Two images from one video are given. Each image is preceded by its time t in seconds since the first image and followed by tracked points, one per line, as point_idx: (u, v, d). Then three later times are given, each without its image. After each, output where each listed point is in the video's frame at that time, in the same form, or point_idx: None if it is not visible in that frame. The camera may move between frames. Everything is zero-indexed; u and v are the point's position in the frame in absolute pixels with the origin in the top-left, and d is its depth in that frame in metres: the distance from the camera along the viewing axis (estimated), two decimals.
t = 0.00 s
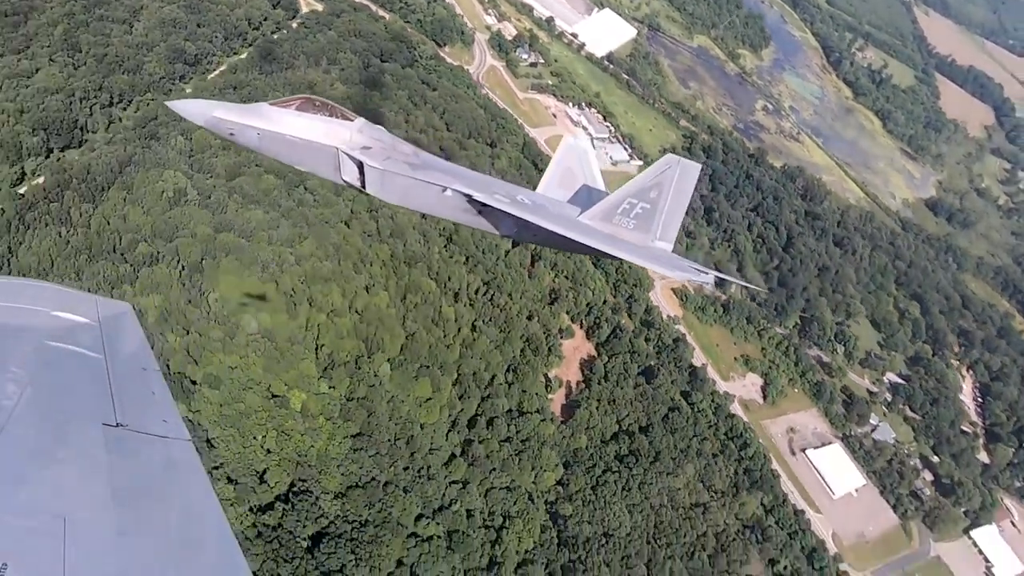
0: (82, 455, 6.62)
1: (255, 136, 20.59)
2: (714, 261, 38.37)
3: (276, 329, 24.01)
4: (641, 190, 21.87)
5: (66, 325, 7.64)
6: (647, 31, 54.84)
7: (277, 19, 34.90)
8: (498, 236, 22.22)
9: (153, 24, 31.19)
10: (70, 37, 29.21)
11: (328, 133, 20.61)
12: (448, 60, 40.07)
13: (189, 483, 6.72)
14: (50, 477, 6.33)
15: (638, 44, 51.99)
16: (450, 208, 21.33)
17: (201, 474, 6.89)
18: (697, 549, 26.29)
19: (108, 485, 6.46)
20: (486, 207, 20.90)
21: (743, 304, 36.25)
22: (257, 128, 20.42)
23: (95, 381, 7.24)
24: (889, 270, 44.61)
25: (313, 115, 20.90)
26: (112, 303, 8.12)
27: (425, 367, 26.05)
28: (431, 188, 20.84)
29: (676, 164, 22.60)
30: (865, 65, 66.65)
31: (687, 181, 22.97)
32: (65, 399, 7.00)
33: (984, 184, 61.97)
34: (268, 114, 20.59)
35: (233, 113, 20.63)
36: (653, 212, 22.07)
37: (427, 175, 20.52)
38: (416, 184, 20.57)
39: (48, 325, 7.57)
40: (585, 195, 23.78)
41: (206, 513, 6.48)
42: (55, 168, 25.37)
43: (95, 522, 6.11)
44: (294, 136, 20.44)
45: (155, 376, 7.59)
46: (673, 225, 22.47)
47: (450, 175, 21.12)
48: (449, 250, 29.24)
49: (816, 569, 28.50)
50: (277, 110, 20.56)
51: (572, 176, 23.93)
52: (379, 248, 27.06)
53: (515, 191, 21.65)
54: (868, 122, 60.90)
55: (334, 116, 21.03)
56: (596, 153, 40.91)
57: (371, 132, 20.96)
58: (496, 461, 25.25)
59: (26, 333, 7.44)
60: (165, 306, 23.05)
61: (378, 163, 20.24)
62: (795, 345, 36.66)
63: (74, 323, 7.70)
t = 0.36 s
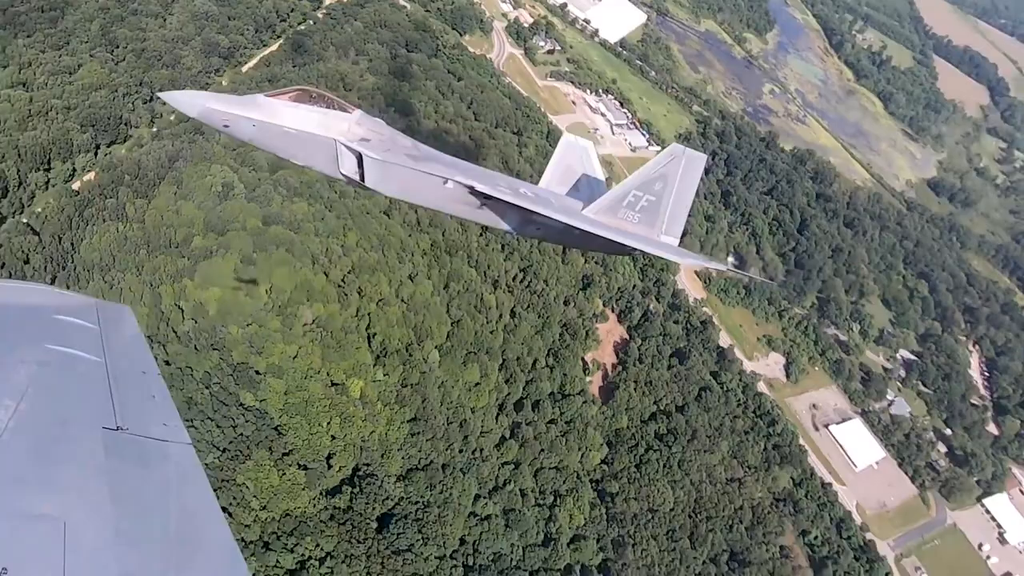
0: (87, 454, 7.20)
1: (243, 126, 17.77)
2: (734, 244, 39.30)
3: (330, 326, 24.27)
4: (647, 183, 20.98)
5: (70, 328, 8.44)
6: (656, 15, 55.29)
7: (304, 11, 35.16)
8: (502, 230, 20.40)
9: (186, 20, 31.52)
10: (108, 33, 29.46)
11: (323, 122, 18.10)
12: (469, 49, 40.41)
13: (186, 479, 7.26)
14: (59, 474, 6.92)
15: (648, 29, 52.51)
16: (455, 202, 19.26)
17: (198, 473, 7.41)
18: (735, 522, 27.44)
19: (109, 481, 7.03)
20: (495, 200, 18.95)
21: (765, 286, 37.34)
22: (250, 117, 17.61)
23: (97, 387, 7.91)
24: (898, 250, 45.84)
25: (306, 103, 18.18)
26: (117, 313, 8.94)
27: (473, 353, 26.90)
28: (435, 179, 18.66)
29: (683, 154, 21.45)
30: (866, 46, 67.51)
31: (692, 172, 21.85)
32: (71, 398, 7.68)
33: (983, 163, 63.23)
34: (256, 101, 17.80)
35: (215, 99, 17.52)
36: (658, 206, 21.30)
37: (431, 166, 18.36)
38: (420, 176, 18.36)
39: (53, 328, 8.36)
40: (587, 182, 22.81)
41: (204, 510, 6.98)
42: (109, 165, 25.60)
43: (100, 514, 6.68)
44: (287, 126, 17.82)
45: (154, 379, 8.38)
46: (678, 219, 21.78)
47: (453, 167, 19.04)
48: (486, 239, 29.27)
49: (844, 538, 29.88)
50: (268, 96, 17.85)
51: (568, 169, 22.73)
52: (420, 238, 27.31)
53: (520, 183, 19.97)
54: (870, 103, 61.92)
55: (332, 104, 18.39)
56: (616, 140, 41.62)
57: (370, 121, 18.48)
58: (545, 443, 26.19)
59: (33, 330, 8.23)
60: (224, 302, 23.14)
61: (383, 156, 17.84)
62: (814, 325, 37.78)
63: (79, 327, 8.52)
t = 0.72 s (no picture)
0: (78, 459, 6.14)
1: (240, 124, 17.66)
2: (754, 226, 40.40)
3: (387, 313, 25.55)
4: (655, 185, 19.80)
5: (66, 329, 7.19)
6: None
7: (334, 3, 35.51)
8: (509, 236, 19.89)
9: (222, 16, 31.87)
10: (149, 30, 29.75)
11: (321, 119, 17.90)
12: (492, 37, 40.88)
13: (192, 485, 6.40)
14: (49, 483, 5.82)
15: (658, 14, 53.16)
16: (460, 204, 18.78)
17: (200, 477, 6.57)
18: (774, 492, 28.76)
19: (106, 489, 6.00)
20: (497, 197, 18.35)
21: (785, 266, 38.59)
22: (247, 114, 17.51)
23: (94, 388, 6.86)
24: (905, 228, 47.23)
25: (303, 101, 17.98)
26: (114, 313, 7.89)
27: (522, 337, 27.86)
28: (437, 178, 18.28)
29: (691, 151, 20.32)
30: (865, 26, 68.50)
31: (702, 170, 20.65)
32: (64, 401, 6.54)
33: (980, 140, 64.63)
34: (254, 100, 17.72)
35: (217, 97, 17.64)
36: (666, 207, 20.05)
37: (431, 163, 17.96)
38: (421, 174, 17.98)
39: (50, 328, 7.09)
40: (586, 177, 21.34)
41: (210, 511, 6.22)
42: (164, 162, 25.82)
43: (99, 516, 5.72)
44: (285, 124, 17.62)
45: (154, 387, 7.33)
46: (688, 222, 20.49)
47: (455, 165, 18.58)
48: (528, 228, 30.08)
49: (873, 504, 31.42)
50: (267, 94, 17.75)
51: (565, 172, 21.21)
52: (465, 229, 28.25)
53: (526, 185, 19.52)
54: (871, 84, 63.07)
55: (332, 103, 18.22)
56: (637, 125, 42.40)
57: (370, 120, 18.30)
58: (594, 422, 27.36)
59: (20, 325, 6.94)
60: (287, 293, 24.34)
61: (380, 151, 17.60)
62: (833, 302, 39.15)
63: (79, 331, 7.29)
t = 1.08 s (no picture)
0: (83, 459, 6.22)
1: (234, 128, 16.62)
2: (772, 210, 41.52)
3: (440, 306, 26.36)
4: (666, 189, 21.43)
5: (66, 330, 7.41)
6: None
7: None
8: (510, 242, 19.78)
9: (257, 14, 32.24)
10: (189, 29, 30.09)
11: (321, 122, 17.17)
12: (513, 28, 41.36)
13: (188, 487, 6.52)
14: (50, 482, 5.88)
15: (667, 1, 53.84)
16: (463, 209, 18.49)
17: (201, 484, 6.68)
18: (808, 467, 30.11)
19: (107, 487, 6.09)
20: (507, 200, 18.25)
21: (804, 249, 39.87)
22: (244, 116, 16.51)
23: (97, 394, 6.96)
24: (912, 209, 48.59)
25: (301, 104, 17.19)
26: (113, 321, 8.02)
27: (566, 324, 28.64)
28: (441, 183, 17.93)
29: (703, 153, 21.91)
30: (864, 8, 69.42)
31: (714, 171, 22.23)
32: (65, 400, 6.65)
33: (976, 120, 65.99)
34: (249, 101, 16.76)
35: (209, 99, 16.53)
36: (679, 207, 21.72)
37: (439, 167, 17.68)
38: (427, 178, 17.60)
39: (50, 329, 7.28)
40: (590, 178, 22.87)
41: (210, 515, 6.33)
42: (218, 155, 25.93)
43: (101, 514, 5.78)
44: (286, 126, 16.78)
45: (154, 390, 7.56)
46: (699, 222, 22.20)
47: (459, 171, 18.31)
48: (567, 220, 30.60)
49: (897, 476, 32.91)
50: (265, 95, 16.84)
51: (571, 178, 22.75)
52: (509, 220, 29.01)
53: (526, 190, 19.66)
54: (870, 66, 64.18)
55: (331, 106, 17.51)
56: (655, 113, 43.24)
57: (370, 125, 17.78)
58: (639, 405, 28.39)
59: (25, 326, 7.13)
60: (346, 288, 25.14)
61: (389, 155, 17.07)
62: (848, 283, 40.47)
63: (77, 334, 7.48)
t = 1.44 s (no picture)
0: (83, 461, 6.30)
1: (232, 133, 16.47)
2: (785, 197, 42.55)
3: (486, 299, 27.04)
4: (678, 191, 21.22)
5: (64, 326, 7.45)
6: None
7: None
8: (519, 246, 19.51)
9: (287, 13, 32.55)
10: (223, 30, 30.41)
11: (321, 126, 16.99)
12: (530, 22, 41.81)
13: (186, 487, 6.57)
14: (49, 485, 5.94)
15: None
16: (469, 213, 18.19)
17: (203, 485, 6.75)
18: (835, 445, 31.35)
19: (106, 490, 6.15)
20: (511, 202, 17.84)
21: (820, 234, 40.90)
22: (242, 120, 16.42)
23: (97, 394, 7.02)
24: (917, 193, 49.83)
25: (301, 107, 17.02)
26: (113, 318, 8.05)
27: (602, 314, 29.38)
28: (446, 185, 17.66)
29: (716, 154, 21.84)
30: None
31: (727, 173, 22.12)
32: (64, 400, 6.71)
33: (972, 103, 67.26)
34: (249, 105, 16.62)
35: (207, 104, 16.38)
36: (693, 210, 21.54)
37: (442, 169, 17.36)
38: (430, 182, 17.35)
39: (48, 328, 7.31)
40: (593, 177, 21.86)
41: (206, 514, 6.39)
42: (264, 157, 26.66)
43: (99, 519, 5.84)
44: (286, 130, 16.66)
45: (152, 388, 7.57)
46: (714, 225, 21.98)
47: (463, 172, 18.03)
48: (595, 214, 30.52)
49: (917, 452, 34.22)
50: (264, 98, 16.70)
51: (575, 181, 21.66)
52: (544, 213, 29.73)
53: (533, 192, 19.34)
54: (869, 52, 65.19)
55: (331, 109, 17.34)
56: (670, 104, 43.91)
57: (371, 128, 17.59)
58: (676, 389, 29.28)
59: (24, 326, 7.16)
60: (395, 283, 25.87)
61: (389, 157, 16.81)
62: (861, 267, 41.65)
63: (75, 331, 7.51)
